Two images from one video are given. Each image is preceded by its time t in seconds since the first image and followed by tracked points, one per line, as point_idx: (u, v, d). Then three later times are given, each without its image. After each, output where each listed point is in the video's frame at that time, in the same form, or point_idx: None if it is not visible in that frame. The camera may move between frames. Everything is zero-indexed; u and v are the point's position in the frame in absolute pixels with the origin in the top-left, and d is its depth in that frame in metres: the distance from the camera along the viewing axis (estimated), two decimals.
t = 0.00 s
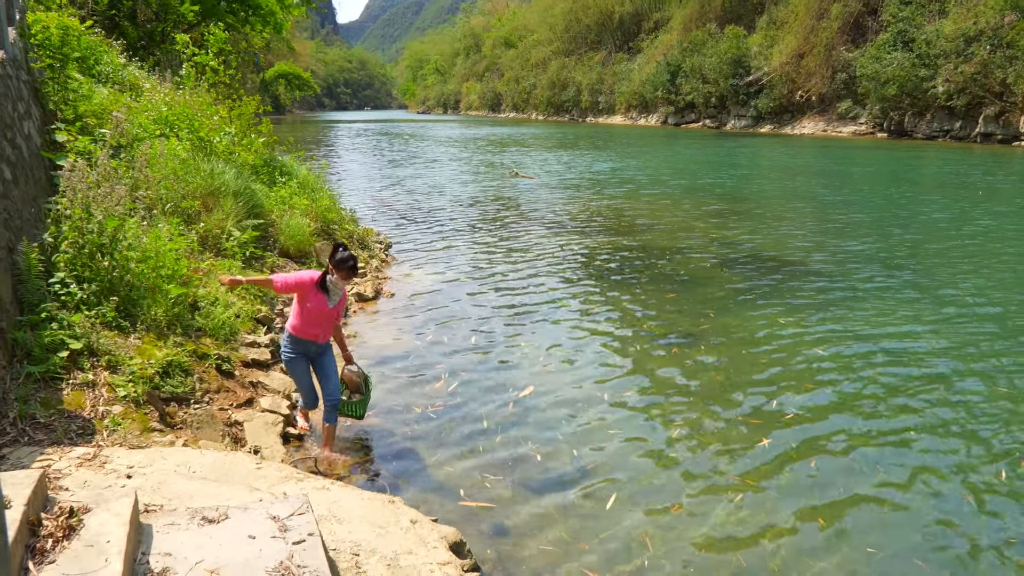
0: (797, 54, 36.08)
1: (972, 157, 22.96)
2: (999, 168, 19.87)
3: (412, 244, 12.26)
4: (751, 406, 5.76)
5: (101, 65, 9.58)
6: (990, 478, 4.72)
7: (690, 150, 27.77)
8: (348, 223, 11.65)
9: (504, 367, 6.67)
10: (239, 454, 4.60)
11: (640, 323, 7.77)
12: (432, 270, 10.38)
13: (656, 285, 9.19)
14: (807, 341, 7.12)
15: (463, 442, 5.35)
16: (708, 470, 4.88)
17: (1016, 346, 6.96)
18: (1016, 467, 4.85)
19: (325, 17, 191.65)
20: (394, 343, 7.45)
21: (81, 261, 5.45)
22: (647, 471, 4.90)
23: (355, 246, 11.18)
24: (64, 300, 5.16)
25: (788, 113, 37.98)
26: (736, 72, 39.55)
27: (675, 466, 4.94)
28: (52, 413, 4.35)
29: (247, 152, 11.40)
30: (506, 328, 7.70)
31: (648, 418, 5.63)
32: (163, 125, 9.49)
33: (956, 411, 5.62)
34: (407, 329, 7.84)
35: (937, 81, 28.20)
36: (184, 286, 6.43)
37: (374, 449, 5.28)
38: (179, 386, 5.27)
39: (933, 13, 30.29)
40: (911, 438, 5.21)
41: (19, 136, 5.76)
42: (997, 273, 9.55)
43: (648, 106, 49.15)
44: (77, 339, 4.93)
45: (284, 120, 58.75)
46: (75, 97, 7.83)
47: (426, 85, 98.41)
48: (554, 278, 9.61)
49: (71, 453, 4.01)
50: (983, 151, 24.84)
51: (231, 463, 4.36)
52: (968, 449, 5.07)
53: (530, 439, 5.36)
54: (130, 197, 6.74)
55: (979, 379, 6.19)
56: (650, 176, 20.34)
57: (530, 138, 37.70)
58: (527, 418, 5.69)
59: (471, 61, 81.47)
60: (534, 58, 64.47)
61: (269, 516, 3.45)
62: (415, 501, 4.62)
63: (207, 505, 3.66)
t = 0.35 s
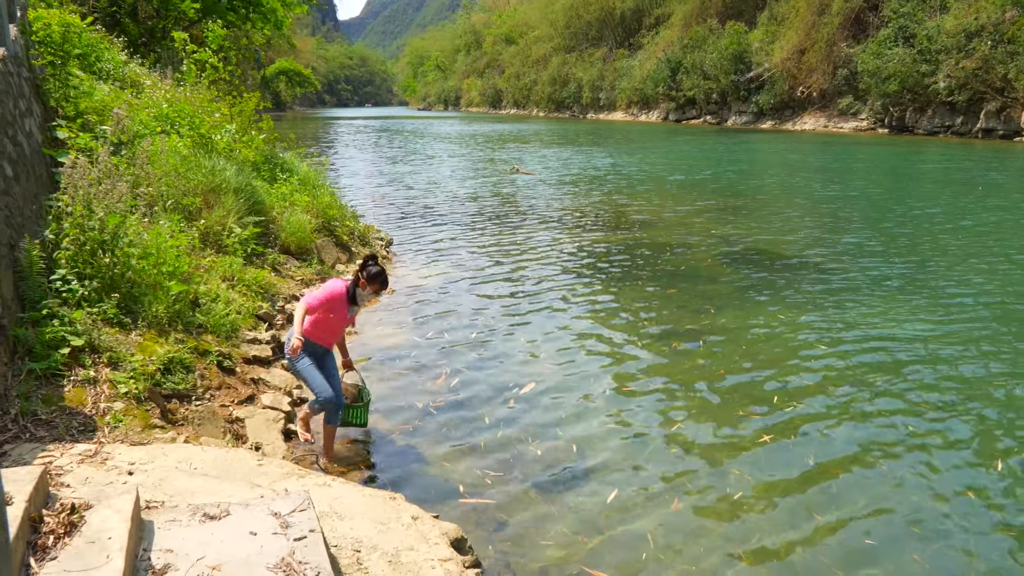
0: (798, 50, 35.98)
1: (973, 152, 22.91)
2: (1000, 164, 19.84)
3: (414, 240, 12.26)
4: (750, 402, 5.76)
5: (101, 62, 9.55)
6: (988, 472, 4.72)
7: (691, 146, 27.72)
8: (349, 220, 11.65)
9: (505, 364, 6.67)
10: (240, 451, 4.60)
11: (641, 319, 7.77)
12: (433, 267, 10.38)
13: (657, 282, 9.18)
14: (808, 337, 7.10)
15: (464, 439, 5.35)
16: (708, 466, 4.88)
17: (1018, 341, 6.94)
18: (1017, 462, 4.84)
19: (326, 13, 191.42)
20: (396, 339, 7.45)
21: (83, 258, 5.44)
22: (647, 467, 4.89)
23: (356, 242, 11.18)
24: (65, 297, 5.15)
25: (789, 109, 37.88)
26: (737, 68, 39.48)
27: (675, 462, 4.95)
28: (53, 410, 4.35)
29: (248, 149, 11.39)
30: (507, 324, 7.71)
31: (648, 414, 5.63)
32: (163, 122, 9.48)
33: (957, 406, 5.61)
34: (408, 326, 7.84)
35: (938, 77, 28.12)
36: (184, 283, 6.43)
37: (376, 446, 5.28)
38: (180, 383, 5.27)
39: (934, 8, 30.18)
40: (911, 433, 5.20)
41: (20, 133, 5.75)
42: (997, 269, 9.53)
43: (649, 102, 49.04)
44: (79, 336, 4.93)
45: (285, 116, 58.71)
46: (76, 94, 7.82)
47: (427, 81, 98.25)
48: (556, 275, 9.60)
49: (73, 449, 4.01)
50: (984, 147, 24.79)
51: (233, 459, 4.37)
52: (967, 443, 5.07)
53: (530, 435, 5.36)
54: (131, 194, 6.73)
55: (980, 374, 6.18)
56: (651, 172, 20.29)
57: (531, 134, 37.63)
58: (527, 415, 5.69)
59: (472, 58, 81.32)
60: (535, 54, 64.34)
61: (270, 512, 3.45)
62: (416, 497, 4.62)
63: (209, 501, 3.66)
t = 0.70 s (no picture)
0: (799, 48, 35.88)
1: (975, 151, 22.89)
2: (1000, 163, 19.84)
3: (414, 238, 12.25)
4: (749, 400, 5.76)
5: (101, 59, 9.52)
6: (988, 469, 4.73)
7: (692, 145, 27.66)
8: (349, 218, 11.63)
9: (506, 361, 6.66)
10: (241, 448, 4.60)
11: (641, 317, 7.76)
12: (433, 264, 10.37)
13: (657, 280, 9.17)
14: (808, 335, 7.11)
15: (464, 436, 5.35)
16: (708, 462, 4.88)
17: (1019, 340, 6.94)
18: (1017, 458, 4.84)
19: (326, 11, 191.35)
20: (396, 337, 7.45)
21: (82, 255, 5.44)
22: (645, 463, 4.90)
23: (356, 240, 11.17)
24: (65, 294, 5.14)
25: (790, 108, 37.80)
26: (738, 66, 39.41)
27: (675, 458, 4.95)
28: (54, 408, 4.35)
29: (249, 147, 11.38)
30: (507, 322, 7.68)
31: (648, 411, 5.63)
32: (164, 120, 9.46)
33: (958, 404, 5.60)
34: (409, 323, 7.84)
35: (939, 76, 28.05)
36: (185, 281, 6.42)
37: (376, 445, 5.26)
38: (181, 381, 5.27)
39: (936, 7, 29.94)
40: (910, 431, 5.21)
41: (20, 131, 5.74)
42: (998, 267, 9.55)
43: (650, 100, 48.93)
44: (79, 334, 4.92)
45: (286, 115, 58.66)
46: (76, 92, 7.80)
47: (427, 79, 98.10)
48: (555, 273, 9.60)
49: (73, 448, 4.01)
50: (985, 146, 24.77)
51: (233, 457, 4.36)
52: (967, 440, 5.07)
53: (531, 432, 5.36)
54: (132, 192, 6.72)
55: (981, 372, 6.18)
56: (653, 170, 20.25)
57: (532, 132, 37.56)
58: (528, 412, 5.69)
59: (473, 56, 81.19)
60: (536, 52, 64.20)
61: (271, 510, 3.45)
62: (416, 494, 4.62)
63: (209, 499, 3.66)
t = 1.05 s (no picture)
0: (799, 45, 35.85)
1: (974, 149, 22.91)
2: (999, 160, 19.86)
3: (413, 235, 12.22)
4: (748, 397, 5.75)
5: (100, 55, 9.50)
6: (986, 467, 4.73)
7: (691, 142, 27.64)
8: (348, 214, 11.62)
9: (505, 358, 6.65)
10: (240, 445, 4.59)
11: (640, 314, 7.75)
12: (432, 261, 10.36)
13: (656, 277, 9.16)
14: (808, 333, 7.09)
15: (462, 433, 5.35)
16: (706, 459, 4.88)
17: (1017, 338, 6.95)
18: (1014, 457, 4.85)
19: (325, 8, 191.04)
20: (396, 334, 7.44)
21: (81, 251, 5.42)
22: (644, 460, 4.90)
23: (355, 237, 11.16)
24: (63, 291, 5.13)
25: (790, 105, 37.76)
26: (738, 63, 39.37)
27: (672, 455, 4.95)
28: (52, 405, 4.34)
29: (247, 143, 11.35)
30: (506, 319, 7.67)
31: (647, 408, 5.63)
32: (162, 116, 9.44)
33: (957, 402, 5.61)
34: (408, 320, 7.83)
35: (938, 73, 28.03)
36: (183, 277, 6.41)
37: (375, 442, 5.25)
38: (180, 377, 5.27)
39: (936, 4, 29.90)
40: (909, 428, 5.21)
41: (17, 126, 5.72)
42: (997, 265, 9.56)
43: (649, 97, 48.84)
44: (78, 330, 4.91)
45: (284, 111, 58.53)
46: (74, 87, 7.77)
47: (426, 76, 97.90)
48: (554, 270, 9.58)
49: (72, 444, 4.00)
50: (985, 144, 24.78)
51: (231, 454, 4.35)
52: (966, 438, 5.07)
53: (530, 429, 5.35)
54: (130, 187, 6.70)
55: (980, 370, 6.18)
56: (652, 167, 20.22)
57: (532, 129, 37.51)
58: (527, 408, 5.69)
59: (472, 53, 81.04)
60: (536, 49, 64.10)
61: (269, 506, 3.45)
62: (415, 491, 4.62)
63: (208, 496, 3.66)
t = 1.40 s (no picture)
0: (797, 40, 35.82)
1: (971, 144, 22.94)
2: (996, 155, 19.89)
3: (410, 230, 12.22)
4: (745, 391, 5.75)
5: (96, 50, 9.47)
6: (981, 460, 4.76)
7: (689, 137, 27.61)
8: (345, 210, 11.61)
9: (501, 353, 6.65)
10: (237, 440, 4.59)
11: (636, 309, 7.76)
12: (430, 256, 10.35)
13: (654, 272, 9.16)
14: (804, 327, 7.10)
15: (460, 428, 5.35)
16: (702, 452, 4.90)
17: (1013, 332, 6.97)
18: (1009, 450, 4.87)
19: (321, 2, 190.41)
20: (392, 329, 7.43)
21: (78, 247, 5.42)
22: (641, 454, 4.91)
23: (352, 232, 11.16)
24: (60, 286, 5.12)
25: (787, 100, 37.74)
26: (735, 58, 39.37)
27: (668, 449, 4.96)
28: (49, 400, 4.34)
29: (244, 138, 11.34)
30: (503, 314, 7.67)
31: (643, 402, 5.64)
32: (159, 111, 9.42)
33: (952, 396, 5.63)
34: (405, 315, 7.83)
35: (936, 68, 28.07)
36: (180, 273, 6.40)
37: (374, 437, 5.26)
38: (177, 372, 5.27)
39: None
40: (904, 422, 5.23)
41: (14, 122, 5.71)
42: (993, 259, 9.58)
43: (646, 92, 48.75)
44: (75, 325, 4.91)
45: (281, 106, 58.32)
46: (71, 82, 7.75)
47: (423, 71, 97.61)
48: (552, 265, 9.58)
49: (69, 439, 4.00)
50: (982, 139, 24.81)
51: (228, 449, 4.36)
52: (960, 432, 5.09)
53: (527, 424, 5.36)
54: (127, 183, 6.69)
55: (975, 365, 6.20)
56: (650, 162, 20.21)
57: (529, 124, 37.44)
58: (524, 403, 5.69)
59: (469, 48, 80.85)
60: (533, 44, 63.97)
61: (266, 501, 3.45)
62: (412, 486, 4.63)
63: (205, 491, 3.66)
